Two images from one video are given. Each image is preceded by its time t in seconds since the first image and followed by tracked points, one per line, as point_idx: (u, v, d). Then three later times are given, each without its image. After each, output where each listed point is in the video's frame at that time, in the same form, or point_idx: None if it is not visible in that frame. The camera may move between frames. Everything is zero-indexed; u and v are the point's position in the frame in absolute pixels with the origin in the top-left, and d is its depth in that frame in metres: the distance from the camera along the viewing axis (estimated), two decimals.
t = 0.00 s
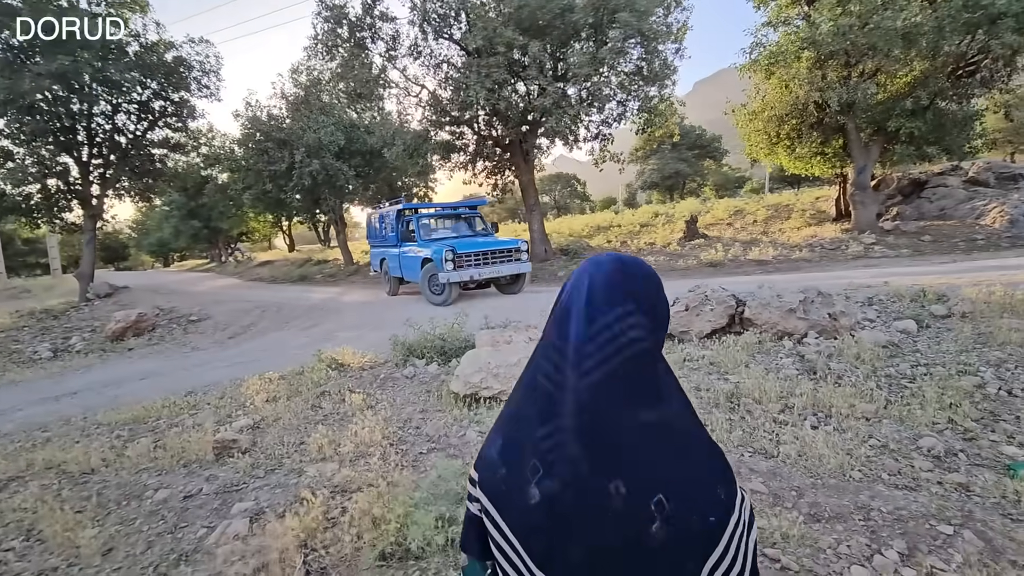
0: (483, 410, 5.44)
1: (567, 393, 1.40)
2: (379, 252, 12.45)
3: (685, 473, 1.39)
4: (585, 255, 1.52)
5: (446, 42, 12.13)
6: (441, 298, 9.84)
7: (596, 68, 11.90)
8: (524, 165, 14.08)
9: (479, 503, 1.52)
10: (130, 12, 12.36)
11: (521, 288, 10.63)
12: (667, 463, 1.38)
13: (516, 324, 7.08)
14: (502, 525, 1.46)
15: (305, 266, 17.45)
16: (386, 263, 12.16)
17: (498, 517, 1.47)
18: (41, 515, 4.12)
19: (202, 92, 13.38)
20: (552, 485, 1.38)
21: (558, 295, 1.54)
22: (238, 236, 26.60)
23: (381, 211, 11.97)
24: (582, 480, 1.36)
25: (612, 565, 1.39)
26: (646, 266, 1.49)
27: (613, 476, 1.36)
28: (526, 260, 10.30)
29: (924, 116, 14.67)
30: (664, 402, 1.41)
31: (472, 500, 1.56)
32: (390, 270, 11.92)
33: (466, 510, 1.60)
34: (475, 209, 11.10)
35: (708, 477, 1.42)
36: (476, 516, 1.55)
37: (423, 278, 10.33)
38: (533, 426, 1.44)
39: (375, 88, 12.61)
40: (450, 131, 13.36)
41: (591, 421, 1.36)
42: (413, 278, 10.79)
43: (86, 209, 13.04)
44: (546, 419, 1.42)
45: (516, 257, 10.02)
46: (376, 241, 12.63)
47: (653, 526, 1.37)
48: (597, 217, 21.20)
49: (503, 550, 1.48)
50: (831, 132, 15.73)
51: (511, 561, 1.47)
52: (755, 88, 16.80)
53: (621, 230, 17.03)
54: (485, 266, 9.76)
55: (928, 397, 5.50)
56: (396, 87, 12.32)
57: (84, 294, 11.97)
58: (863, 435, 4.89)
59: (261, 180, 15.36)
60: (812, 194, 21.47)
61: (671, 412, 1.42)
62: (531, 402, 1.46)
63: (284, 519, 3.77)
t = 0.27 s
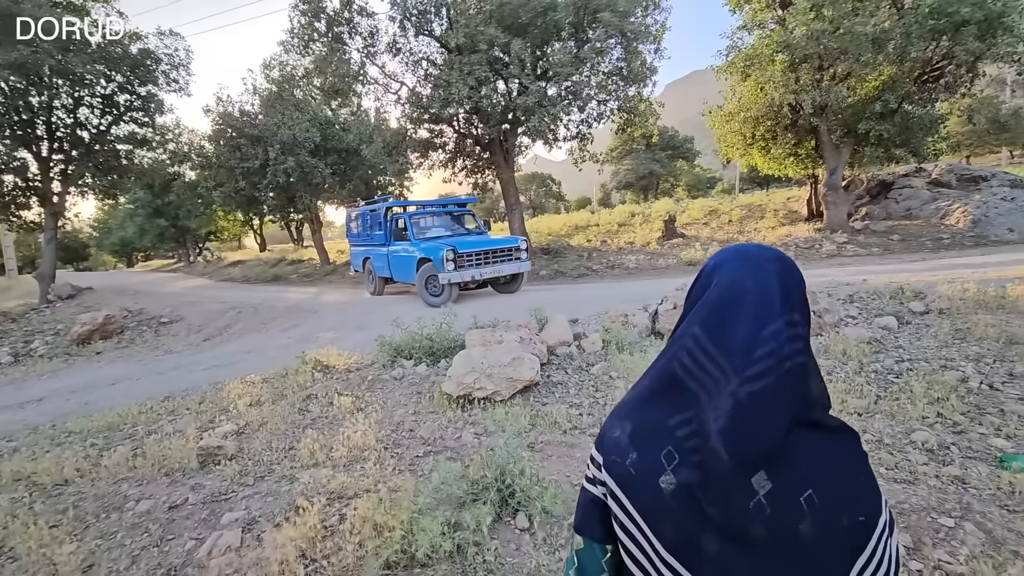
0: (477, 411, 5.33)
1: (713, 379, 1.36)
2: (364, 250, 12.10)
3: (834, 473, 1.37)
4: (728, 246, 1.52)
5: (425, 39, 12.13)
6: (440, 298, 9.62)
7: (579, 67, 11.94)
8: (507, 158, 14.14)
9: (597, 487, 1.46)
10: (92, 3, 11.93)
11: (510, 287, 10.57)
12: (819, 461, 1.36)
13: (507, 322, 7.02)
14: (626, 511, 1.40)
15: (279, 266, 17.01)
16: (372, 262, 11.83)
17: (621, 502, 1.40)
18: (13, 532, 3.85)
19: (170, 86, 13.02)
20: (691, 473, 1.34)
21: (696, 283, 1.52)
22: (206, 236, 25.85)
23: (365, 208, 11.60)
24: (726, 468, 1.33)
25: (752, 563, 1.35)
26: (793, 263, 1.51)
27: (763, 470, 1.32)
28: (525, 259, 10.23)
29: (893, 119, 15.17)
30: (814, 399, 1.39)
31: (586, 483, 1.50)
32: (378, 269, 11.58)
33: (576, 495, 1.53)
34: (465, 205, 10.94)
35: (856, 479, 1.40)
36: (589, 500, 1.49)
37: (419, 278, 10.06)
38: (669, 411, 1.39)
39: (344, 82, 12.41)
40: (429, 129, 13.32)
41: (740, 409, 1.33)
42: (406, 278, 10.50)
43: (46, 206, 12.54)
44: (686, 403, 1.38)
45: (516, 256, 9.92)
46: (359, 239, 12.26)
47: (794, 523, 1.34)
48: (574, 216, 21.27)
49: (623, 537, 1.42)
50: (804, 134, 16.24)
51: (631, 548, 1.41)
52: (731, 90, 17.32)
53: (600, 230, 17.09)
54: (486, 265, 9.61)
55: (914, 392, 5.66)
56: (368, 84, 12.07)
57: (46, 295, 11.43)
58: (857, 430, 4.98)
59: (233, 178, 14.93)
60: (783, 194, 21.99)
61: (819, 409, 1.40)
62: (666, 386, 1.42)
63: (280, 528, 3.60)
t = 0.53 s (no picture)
0: (466, 416, 5.18)
1: (861, 343, 1.32)
2: (344, 253, 11.73)
3: (993, 441, 1.30)
4: (868, 208, 1.46)
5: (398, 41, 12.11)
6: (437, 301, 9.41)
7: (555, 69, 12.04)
8: (483, 160, 14.09)
9: (726, 453, 1.44)
10: None
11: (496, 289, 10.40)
12: (977, 428, 1.29)
13: (493, 325, 6.91)
14: (759, 476, 1.36)
15: (245, 272, 16.50)
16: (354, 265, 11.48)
17: (755, 467, 1.37)
18: None
19: (130, 84, 12.57)
20: (839, 438, 1.30)
21: (831, 246, 1.46)
22: (166, 241, 24.91)
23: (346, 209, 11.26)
24: (879, 433, 1.27)
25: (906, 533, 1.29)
26: (939, 226, 1.44)
27: (921, 435, 1.26)
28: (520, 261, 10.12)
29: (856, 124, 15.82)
30: (971, 365, 1.32)
31: (711, 450, 1.47)
32: (361, 273, 11.25)
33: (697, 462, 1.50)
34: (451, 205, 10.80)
35: (1015, 449, 1.33)
36: (714, 468, 1.45)
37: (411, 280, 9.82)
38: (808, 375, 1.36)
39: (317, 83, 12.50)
40: (401, 131, 13.28)
41: (895, 374, 1.28)
42: (397, 281, 10.24)
43: None
44: (829, 368, 1.34)
45: (512, 257, 9.80)
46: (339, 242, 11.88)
47: (951, 491, 1.27)
48: (547, 220, 21.31)
49: (756, 502, 1.38)
50: (771, 138, 16.73)
51: (762, 514, 1.37)
52: (702, 95, 17.75)
53: (573, 233, 17.13)
54: (482, 267, 9.46)
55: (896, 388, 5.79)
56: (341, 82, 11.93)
57: None
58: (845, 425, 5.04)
59: (198, 180, 14.45)
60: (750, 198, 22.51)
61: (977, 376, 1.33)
62: (804, 352, 1.38)
63: (269, 545, 3.39)
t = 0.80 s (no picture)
0: (448, 422, 5.01)
1: (970, 341, 1.34)
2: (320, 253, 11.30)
3: None
4: (954, 202, 1.47)
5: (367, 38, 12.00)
6: (429, 302, 9.16)
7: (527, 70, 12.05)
8: (454, 160, 13.96)
9: (825, 457, 1.45)
10: None
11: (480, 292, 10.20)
12: None
13: (473, 328, 6.78)
14: (866, 479, 1.39)
15: (205, 275, 15.86)
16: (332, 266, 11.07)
17: (861, 470, 1.40)
18: None
19: (81, 77, 11.96)
20: (949, 437, 1.33)
21: (920, 242, 1.46)
22: (116, 243, 23.78)
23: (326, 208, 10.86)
24: (990, 430, 1.33)
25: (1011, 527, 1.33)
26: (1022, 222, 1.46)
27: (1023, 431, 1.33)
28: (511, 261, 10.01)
29: (818, 130, 16.10)
30: None
31: (806, 456, 1.48)
32: (341, 274, 10.85)
33: (790, 468, 1.52)
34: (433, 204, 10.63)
35: None
36: (811, 473, 1.47)
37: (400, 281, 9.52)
38: (911, 373, 1.38)
39: (284, 80, 12.58)
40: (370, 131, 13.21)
41: (1004, 372, 1.33)
42: (383, 282, 9.92)
43: None
44: (935, 366, 1.36)
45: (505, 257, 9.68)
46: (315, 242, 11.45)
47: None
48: (516, 222, 21.24)
49: (859, 505, 1.42)
50: (737, 142, 17.11)
51: (865, 518, 1.41)
52: (670, 100, 18.01)
53: (544, 235, 17.10)
54: (476, 266, 9.28)
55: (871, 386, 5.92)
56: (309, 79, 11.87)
57: None
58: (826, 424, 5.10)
59: (154, 178, 13.83)
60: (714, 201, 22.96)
61: None
62: (907, 352, 1.39)
63: (247, 567, 3.17)
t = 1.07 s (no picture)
0: (427, 429, 4.82)
1: (1008, 342, 1.29)
2: (297, 252, 10.87)
3: None
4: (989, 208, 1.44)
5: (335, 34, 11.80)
6: (420, 303, 8.94)
7: (500, 70, 11.99)
8: (424, 159, 13.70)
9: (872, 451, 1.40)
10: None
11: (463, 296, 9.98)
12: None
13: (450, 331, 6.58)
14: (913, 471, 1.34)
15: (161, 276, 15.20)
16: (311, 266, 10.66)
17: (908, 463, 1.34)
18: None
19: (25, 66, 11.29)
20: (994, 428, 1.29)
21: (956, 248, 1.42)
22: (64, 242, 22.60)
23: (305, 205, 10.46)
24: None
25: None
26: None
27: None
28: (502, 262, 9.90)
29: (782, 136, 16.42)
30: None
31: (852, 451, 1.43)
32: (321, 274, 10.46)
33: (834, 465, 1.47)
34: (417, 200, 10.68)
35: None
36: (858, 468, 1.42)
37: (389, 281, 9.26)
38: (953, 371, 1.33)
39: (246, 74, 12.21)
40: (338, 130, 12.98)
41: None
42: (369, 283, 9.62)
43: None
44: (975, 364, 1.32)
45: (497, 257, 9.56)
46: (290, 241, 11.01)
47: None
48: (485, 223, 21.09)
49: (906, 498, 1.36)
50: (704, 147, 17.39)
51: (915, 513, 1.35)
52: (640, 104, 18.17)
53: (514, 236, 16.99)
54: (470, 267, 9.14)
55: (844, 386, 6.01)
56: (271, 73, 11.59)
57: None
58: (805, 424, 5.13)
59: (107, 174, 13.16)
60: (681, 205, 23.27)
61: None
62: (947, 351, 1.34)
63: None
